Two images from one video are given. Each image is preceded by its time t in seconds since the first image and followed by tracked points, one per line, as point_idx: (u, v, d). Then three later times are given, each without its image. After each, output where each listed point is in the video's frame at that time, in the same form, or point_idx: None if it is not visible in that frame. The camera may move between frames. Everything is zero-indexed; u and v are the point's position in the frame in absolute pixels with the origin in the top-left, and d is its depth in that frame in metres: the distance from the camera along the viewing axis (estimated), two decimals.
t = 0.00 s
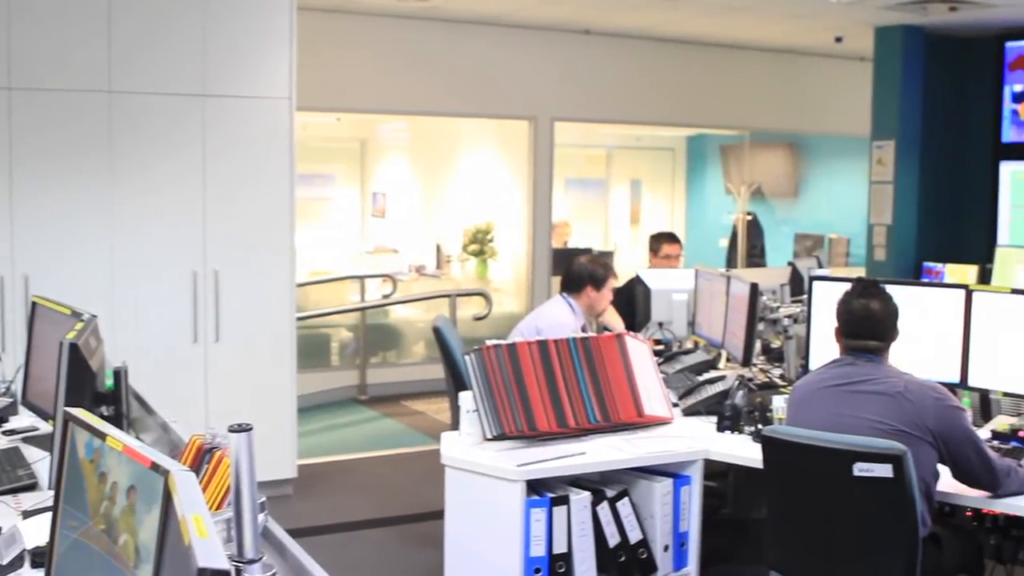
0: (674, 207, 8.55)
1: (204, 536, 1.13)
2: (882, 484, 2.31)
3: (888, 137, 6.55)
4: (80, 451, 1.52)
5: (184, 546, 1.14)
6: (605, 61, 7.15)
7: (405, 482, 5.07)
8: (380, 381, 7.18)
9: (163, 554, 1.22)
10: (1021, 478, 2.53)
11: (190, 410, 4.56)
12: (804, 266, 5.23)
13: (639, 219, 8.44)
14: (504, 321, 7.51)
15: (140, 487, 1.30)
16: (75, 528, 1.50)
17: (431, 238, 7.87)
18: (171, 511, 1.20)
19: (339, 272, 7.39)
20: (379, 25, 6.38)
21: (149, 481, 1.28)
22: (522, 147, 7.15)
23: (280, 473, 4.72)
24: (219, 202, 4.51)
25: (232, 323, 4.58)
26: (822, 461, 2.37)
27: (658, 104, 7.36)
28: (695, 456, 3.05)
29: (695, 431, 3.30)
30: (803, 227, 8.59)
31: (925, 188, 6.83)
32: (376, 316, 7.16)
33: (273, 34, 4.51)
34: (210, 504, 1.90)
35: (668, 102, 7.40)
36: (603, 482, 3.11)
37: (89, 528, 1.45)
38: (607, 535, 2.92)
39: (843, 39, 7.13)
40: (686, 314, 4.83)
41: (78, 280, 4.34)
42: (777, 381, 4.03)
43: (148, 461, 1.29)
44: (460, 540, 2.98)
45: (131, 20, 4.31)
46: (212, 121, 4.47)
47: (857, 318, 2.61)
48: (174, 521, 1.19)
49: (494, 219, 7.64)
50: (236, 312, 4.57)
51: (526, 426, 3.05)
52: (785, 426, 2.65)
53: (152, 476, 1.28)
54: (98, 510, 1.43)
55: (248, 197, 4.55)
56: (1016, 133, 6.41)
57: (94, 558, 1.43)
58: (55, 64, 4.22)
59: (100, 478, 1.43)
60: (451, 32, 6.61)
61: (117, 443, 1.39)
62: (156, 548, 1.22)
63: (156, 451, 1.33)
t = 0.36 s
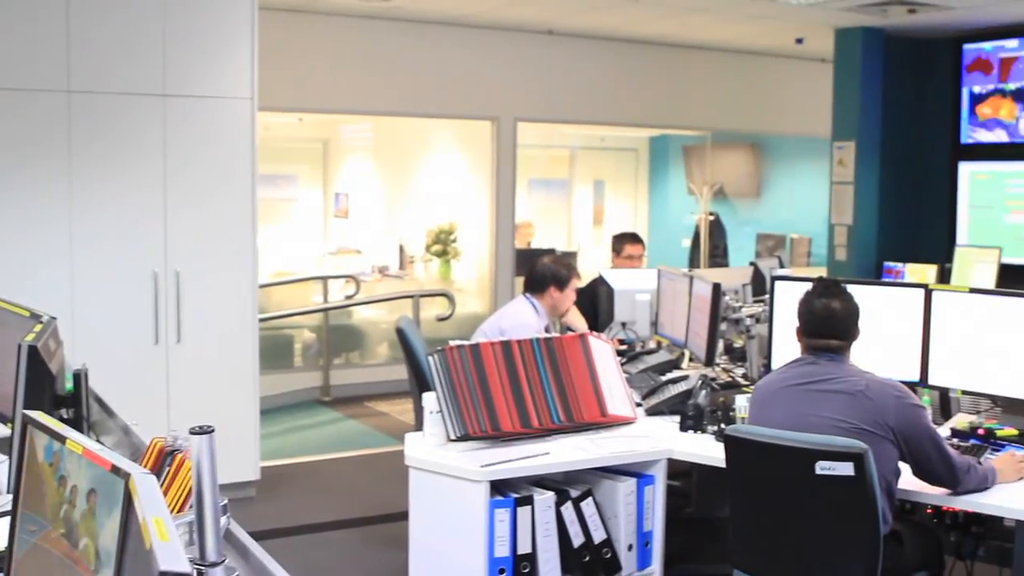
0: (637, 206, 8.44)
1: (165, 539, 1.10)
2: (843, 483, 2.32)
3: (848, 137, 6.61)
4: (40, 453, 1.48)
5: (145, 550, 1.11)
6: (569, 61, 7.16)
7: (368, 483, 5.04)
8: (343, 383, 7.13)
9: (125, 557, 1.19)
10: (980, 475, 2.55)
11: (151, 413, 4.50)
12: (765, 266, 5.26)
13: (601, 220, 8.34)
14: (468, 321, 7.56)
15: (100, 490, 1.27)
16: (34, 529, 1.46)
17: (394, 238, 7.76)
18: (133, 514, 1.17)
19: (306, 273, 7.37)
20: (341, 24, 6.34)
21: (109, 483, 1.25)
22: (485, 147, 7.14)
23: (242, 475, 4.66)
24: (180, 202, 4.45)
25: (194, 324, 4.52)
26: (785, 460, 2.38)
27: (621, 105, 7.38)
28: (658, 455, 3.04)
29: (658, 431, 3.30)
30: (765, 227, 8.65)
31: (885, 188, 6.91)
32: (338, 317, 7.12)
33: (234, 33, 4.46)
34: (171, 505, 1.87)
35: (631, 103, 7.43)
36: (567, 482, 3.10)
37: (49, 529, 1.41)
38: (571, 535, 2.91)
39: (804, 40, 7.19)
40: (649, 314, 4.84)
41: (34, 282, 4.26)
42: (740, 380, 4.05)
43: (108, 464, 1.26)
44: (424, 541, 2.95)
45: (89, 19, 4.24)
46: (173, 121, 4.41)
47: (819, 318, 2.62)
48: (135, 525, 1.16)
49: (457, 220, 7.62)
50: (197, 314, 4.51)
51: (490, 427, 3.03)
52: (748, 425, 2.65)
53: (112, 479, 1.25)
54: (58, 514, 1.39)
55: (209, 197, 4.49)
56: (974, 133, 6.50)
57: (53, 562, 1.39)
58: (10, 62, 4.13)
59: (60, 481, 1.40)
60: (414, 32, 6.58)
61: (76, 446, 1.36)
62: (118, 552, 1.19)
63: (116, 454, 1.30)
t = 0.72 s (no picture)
0: (609, 206, 8.43)
1: (134, 541, 1.08)
2: (812, 481, 2.33)
3: (818, 138, 6.66)
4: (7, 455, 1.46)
5: (113, 552, 1.09)
6: (540, 61, 7.16)
7: (339, 484, 5.01)
8: (313, 384, 7.08)
9: (95, 559, 1.17)
10: (948, 473, 2.57)
11: (119, 414, 4.44)
12: (736, 266, 5.28)
13: (572, 220, 8.34)
14: (439, 322, 7.55)
15: (67, 492, 1.25)
16: None
17: (364, 239, 7.65)
18: (102, 517, 1.16)
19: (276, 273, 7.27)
20: (312, 22, 6.31)
21: (77, 486, 1.23)
22: (456, 147, 7.13)
23: (211, 476, 4.62)
24: (149, 202, 4.40)
25: (163, 325, 4.47)
26: (753, 459, 2.39)
27: (593, 106, 7.40)
28: (630, 454, 3.05)
29: (629, 430, 3.31)
30: (735, 227, 8.70)
31: (855, 188, 6.97)
32: (309, 317, 7.08)
33: (204, 31, 4.42)
34: (140, 509, 1.84)
35: (602, 103, 7.44)
36: (538, 482, 3.09)
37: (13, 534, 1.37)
38: (542, 535, 2.90)
39: (773, 41, 7.24)
40: (620, 314, 4.85)
41: None
42: (710, 379, 4.07)
43: (76, 466, 1.24)
44: (395, 542, 2.93)
45: (56, 17, 4.18)
46: (142, 121, 4.36)
47: (788, 317, 2.63)
48: (103, 527, 1.15)
49: (428, 220, 7.60)
50: (166, 315, 4.46)
51: (462, 427, 3.03)
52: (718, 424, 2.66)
53: (80, 481, 1.23)
54: (25, 518, 1.37)
55: (178, 197, 4.45)
56: (942, 133, 6.57)
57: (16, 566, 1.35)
58: None
59: (27, 485, 1.37)
60: (385, 31, 6.56)
61: (44, 448, 1.33)
62: (86, 554, 1.17)
63: (85, 456, 1.28)
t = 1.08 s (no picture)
0: (574, 207, 8.49)
1: (97, 544, 1.08)
2: (779, 479, 2.34)
3: (782, 138, 6.72)
4: None
5: (78, 556, 1.09)
6: (506, 60, 7.16)
7: (305, 485, 4.97)
8: (280, 385, 7.02)
9: (60, 559, 1.16)
10: (912, 470, 2.60)
11: (83, 417, 4.37)
12: (701, 265, 5.31)
13: (539, 220, 8.39)
14: (406, 322, 7.44)
15: (30, 494, 1.23)
16: None
17: (330, 239, 7.68)
18: (65, 520, 1.14)
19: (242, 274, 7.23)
20: (277, 21, 6.26)
21: (39, 488, 1.21)
22: (422, 146, 7.10)
23: (176, 478, 4.56)
24: (112, 203, 4.34)
25: (127, 327, 4.41)
26: (720, 457, 2.40)
27: (560, 106, 7.41)
28: (596, 453, 3.05)
29: (596, 429, 3.30)
30: (701, 226, 8.73)
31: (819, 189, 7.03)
32: (275, 318, 7.04)
33: (170, 30, 4.37)
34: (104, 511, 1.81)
35: (569, 104, 7.45)
36: (505, 482, 3.08)
37: None
38: (509, 534, 2.90)
39: (739, 41, 7.29)
40: (586, 313, 4.86)
41: None
42: (676, 378, 4.08)
43: (38, 469, 1.21)
44: (362, 543, 2.91)
45: (17, 14, 4.10)
46: (105, 120, 4.30)
47: (753, 317, 2.64)
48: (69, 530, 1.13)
49: (394, 220, 7.56)
50: (130, 316, 4.40)
51: (428, 427, 3.01)
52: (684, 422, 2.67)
53: (42, 483, 1.20)
54: None
55: (142, 198, 4.39)
56: (904, 133, 6.64)
57: None
58: None
59: None
60: (351, 30, 6.53)
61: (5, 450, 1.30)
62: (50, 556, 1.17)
63: (46, 459, 1.26)
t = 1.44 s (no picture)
0: (537, 206, 8.50)
1: (54, 548, 1.06)
2: (740, 477, 2.35)
3: (743, 138, 6.76)
4: None
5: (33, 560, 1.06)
6: (469, 60, 7.14)
7: (267, 486, 4.92)
8: (242, 386, 6.95)
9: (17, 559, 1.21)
10: (871, 467, 2.62)
11: (40, 419, 4.29)
12: (663, 265, 5.33)
13: (501, 219, 8.38)
14: (367, 322, 7.39)
15: None
16: None
17: (292, 238, 7.61)
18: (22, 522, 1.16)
19: (201, 274, 7.17)
20: (237, 19, 6.20)
21: None
22: (384, 146, 7.07)
23: (135, 481, 4.48)
24: (71, 202, 4.26)
25: (86, 328, 4.33)
26: (681, 456, 2.40)
27: (523, 106, 7.40)
28: (559, 453, 3.04)
29: (559, 428, 3.30)
30: (663, 226, 8.74)
31: (779, 189, 7.08)
32: (235, 319, 6.91)
33: (129, 27, 4.30)
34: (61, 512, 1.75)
35: (531, 103, 7.45)
36: (468, 482, 3.07)
37: None
38: (471, 534, 2.88)
39: (700, 42, 7.33)
40: (548, 312, 4.86)
41: None
42: (638, 378, 4.09)
43: None
44: (323, 544, 2.89)
45: None
46: (64, 118, 4.22)
47: (715, 316, 2.65)
48: (25, 535, 1.12)
49: (356, 220, 7.50)
50: (88, 318, 4.33)
51: (390, 427, 2.99)
52: (647, 421, 2.68)
53: None
54: None
55: (103, 197, 4.31)
56: (863, 134, 6.71)
57: None
58: None
59: None
60: (312, 28, 6.48)
61: None
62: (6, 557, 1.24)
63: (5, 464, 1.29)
